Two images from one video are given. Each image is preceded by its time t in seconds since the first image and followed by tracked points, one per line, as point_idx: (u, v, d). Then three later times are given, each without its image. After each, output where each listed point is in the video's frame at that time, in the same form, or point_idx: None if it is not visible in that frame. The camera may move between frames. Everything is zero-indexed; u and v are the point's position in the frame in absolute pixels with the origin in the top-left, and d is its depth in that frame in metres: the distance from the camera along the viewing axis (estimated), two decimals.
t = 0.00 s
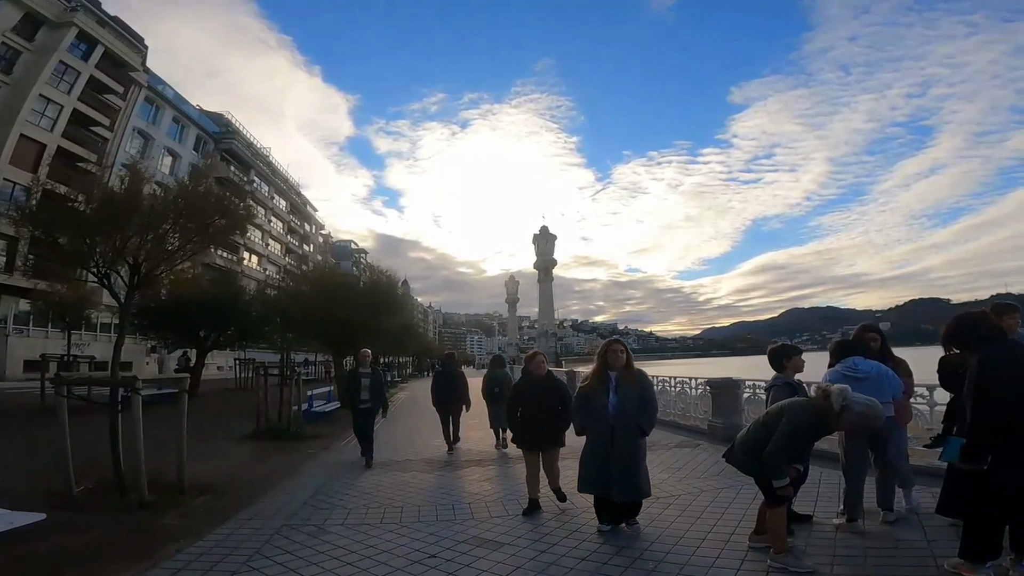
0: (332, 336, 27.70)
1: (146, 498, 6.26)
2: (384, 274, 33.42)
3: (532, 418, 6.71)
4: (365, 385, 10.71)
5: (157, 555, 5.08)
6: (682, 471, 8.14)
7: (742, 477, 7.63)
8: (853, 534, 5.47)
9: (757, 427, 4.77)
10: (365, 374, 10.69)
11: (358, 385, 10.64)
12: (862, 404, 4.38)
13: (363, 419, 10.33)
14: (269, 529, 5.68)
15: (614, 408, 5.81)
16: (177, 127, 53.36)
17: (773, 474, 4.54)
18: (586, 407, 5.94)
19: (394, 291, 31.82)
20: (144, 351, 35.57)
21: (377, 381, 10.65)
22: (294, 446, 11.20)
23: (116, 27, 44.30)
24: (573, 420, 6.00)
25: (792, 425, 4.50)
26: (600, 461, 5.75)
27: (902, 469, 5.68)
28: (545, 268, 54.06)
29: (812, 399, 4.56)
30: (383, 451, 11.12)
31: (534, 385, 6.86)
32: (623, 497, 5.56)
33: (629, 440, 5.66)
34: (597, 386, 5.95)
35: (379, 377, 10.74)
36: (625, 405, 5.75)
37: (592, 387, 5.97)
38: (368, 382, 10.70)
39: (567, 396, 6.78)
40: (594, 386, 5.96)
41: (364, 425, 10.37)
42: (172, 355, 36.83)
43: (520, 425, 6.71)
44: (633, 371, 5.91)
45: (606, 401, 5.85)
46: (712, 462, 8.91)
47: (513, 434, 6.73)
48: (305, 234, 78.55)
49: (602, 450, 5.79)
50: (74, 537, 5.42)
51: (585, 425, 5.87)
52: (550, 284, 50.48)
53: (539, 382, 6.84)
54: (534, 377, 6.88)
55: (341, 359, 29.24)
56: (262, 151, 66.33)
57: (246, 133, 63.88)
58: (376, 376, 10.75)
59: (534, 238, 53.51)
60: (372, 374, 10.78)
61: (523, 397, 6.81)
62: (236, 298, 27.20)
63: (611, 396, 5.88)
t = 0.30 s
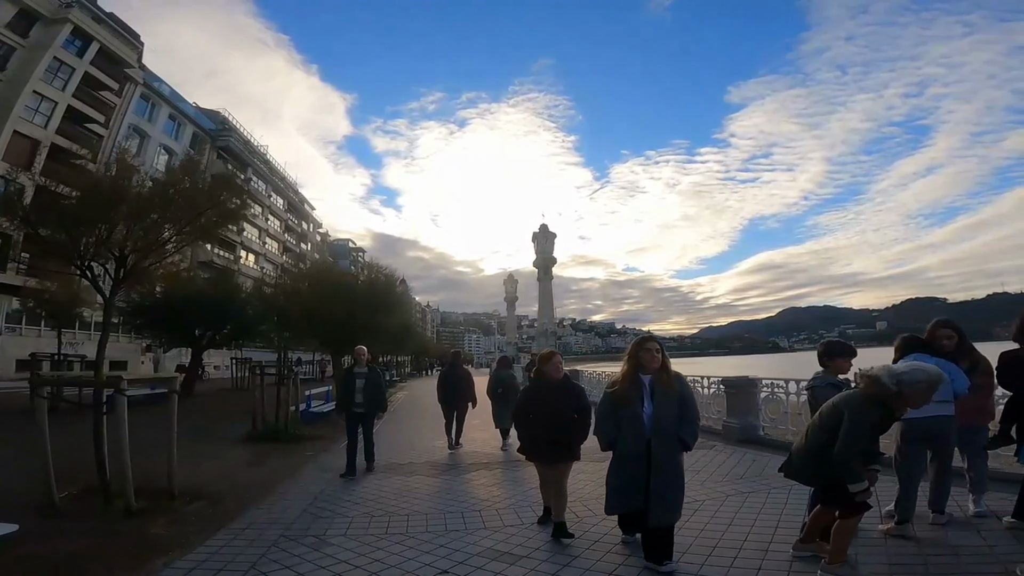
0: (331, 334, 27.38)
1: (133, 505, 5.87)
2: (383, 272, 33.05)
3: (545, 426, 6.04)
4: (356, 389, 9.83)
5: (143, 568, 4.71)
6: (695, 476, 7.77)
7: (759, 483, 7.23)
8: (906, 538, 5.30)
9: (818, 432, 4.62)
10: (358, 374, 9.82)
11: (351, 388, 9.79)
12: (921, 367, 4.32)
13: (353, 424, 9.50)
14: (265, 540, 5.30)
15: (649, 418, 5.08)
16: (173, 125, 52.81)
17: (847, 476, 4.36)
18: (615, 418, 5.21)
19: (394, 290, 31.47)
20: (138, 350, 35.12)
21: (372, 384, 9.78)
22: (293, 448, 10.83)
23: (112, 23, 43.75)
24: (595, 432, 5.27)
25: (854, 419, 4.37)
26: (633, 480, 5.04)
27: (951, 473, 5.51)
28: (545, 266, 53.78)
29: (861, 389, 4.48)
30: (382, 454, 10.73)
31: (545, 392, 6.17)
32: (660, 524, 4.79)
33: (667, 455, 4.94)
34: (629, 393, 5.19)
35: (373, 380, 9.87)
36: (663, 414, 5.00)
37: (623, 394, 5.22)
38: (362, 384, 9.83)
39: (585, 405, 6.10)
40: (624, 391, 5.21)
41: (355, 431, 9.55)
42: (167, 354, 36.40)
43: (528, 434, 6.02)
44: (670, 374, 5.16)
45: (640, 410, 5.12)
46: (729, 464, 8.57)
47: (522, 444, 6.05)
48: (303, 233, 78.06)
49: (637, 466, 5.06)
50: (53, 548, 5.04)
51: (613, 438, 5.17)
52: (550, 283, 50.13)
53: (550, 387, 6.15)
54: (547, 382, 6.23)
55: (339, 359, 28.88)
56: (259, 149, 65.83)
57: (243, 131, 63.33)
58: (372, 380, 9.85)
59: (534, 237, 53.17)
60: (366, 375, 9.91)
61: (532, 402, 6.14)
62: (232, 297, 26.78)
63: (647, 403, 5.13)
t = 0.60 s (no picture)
0: (331, 334, 27.06)
1: (114, 518, 5.47)
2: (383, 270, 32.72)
3: (567, 443, 5.13)
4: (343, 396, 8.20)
5: None
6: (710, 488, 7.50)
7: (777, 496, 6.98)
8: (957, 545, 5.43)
9: (900, 438, 4.29)
10: (346, 377, 8.27)
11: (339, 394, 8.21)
12: (976, 342, 4.16)
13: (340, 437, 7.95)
14: (255, 556, 4.91)
15: (707, 429, 4.07)
16: (170, 123, 52.36)
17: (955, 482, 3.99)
18: (661, 425, 4.16)
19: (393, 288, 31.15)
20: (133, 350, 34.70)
21: (363, 389, 8.17)
22: (289, 452, 10.42)
23: (108, 20, 43.29)
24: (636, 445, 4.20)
25: (939, 417, 4.03)
26: (685, 506, 4.04)
27: (1012, 478, 5.67)
28: (545, 265, 53.52)
29: (929, 384, 4.20)
30: (380, 459, 10.34)
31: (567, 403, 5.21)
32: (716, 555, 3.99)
33: (729, 476, 3.99)
34: (681, 399, 4.12)
35: (364, 384, 8.23)
36: (725, 426, 4.02)
37: (672, 398, 4.16)
38: (353, 389, 8.24)
39: (616, 418, 5.14)
40: (675, 397, 4.14)
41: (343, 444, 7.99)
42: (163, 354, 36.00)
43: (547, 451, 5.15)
44: (729, 376, 4.15)
45: (697, 417, 4.07)
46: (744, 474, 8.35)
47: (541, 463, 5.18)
48: (301, 231, 77.67)
49: (690, 489, 4.05)
50: (24, 565, 4.66)
51: (661, 453, 4.11)
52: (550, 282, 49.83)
53: (571, 396, 5.20)
54: (568, 389, 5.27)
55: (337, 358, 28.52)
56: (257, 147, 65.42)
57: (241, 129, 62.90)
58: (363, 384, 8.23)
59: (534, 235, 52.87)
60: (357, 379, 8.30)
61: (551, 415, 5.20)
62: (229, 295, 26.34)
63: (703, 410, 4.12)
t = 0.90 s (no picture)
0: (330, 333, 26.70)
1: (95, 526, 5.11)
2: (383, 267, 32.28)
3: (608, 463, 4.34)
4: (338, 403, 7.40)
5: None
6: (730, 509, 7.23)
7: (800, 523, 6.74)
8: None
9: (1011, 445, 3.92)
10: (340, 382, 7.47)
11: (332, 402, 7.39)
12: None
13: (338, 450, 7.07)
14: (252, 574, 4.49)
15: (814, 453, 3.43)
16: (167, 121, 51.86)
17: None
18: (751, 446, 3.49)
19: (393, 286, 30.71)
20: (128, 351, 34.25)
21: (359, 395, 7.39)
22: (287, 455, 10.01)
23: (104, 17, 42.74)
24: (731, 477, 3.43)
25: None
26: (792, 550, 3.37)
27: None
28: (546, 264, 53.18)
29: None
30: (383, 462, 9.90)
31: (608, 413, 4.44)
32: None
33: (843, 510, 3.36)
34: (784, 417, 3.44)
35: (360, 390, 7.47)
36: (839, 450, 3.40)
37: (770, 417, 3.46)
38: (348, 395, 7.45)
39: (662, 432, 4.41)
40: (777, 415, 3.44)
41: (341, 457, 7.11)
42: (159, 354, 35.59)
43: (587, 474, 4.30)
44: (830, 387, 3.60)
45: (802, 439, 3.42)
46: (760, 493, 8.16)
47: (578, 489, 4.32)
48: (298, 230, 77.20)
49: (795, 528, 3.38)
50: None
51: (754, 482, 3.42)
52: (551, 280, 49.45)
53: (613, 407, 4.41)
54: (608, 397, 4.46)
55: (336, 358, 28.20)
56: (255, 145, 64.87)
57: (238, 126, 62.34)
58: (359, 388, 7.49)
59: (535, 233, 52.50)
60: (351, 385, 7.54)
61: (589, 429, 4.38)
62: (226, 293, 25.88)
63: (808, 431, 3.48)
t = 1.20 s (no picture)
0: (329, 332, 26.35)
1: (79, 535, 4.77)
2: (383, 265, 31.90)
3: (678, 469, 3.78)
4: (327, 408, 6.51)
5: None
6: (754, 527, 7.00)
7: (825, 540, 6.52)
8: None
9: None
10: (333, 383, 6.59)
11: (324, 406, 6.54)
12: None
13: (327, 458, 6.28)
14: None
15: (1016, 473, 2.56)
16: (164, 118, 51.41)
17: None
18: (934, 463, 2.56)
19: (393, 285, 30.34)
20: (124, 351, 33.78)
21: (353, 398, 6.51)
22: (287, 459, 9.64)
23: (101, 12, 42.26)
24: (899, 502, 2.51)
25: None
26: None
27: None
28: (545, 262, 52.75)
29: None
30: (386, 466, 9.52)
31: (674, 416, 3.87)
32: None
33: None
34: (985, 431, 2.51)
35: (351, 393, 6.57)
36: None
37: (965, 425, 2.52)
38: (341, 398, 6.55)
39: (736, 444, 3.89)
40: (977, 427, 2.51)
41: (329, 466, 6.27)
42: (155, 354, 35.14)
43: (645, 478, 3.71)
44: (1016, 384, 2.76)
45: (1008, 456, 2.52)
46: (778, 504, 8.01)
47: (628, 493, 3.72)
48: (297, 229, 76.77)
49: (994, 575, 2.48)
50: None
51: (941, 511, 2.51)
52: (551, 279, 49.16)
53: (689, 412, 3.83)
54: (683, 401, 3.87)
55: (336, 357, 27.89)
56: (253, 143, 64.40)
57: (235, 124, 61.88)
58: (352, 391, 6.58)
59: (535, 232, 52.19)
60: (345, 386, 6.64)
61: (660, 431, 3.81)
62: (224, 292, 25.48)
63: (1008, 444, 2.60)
